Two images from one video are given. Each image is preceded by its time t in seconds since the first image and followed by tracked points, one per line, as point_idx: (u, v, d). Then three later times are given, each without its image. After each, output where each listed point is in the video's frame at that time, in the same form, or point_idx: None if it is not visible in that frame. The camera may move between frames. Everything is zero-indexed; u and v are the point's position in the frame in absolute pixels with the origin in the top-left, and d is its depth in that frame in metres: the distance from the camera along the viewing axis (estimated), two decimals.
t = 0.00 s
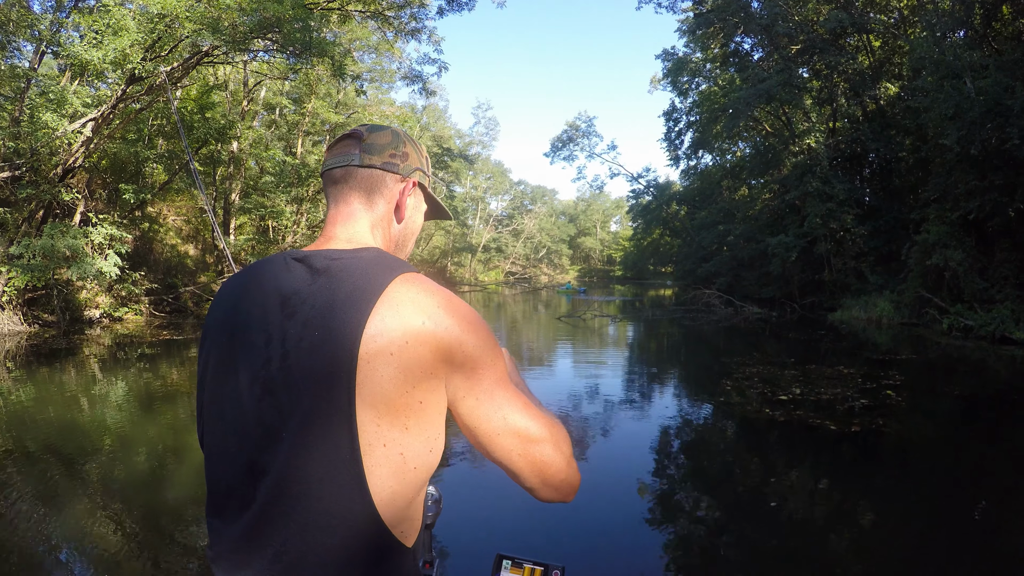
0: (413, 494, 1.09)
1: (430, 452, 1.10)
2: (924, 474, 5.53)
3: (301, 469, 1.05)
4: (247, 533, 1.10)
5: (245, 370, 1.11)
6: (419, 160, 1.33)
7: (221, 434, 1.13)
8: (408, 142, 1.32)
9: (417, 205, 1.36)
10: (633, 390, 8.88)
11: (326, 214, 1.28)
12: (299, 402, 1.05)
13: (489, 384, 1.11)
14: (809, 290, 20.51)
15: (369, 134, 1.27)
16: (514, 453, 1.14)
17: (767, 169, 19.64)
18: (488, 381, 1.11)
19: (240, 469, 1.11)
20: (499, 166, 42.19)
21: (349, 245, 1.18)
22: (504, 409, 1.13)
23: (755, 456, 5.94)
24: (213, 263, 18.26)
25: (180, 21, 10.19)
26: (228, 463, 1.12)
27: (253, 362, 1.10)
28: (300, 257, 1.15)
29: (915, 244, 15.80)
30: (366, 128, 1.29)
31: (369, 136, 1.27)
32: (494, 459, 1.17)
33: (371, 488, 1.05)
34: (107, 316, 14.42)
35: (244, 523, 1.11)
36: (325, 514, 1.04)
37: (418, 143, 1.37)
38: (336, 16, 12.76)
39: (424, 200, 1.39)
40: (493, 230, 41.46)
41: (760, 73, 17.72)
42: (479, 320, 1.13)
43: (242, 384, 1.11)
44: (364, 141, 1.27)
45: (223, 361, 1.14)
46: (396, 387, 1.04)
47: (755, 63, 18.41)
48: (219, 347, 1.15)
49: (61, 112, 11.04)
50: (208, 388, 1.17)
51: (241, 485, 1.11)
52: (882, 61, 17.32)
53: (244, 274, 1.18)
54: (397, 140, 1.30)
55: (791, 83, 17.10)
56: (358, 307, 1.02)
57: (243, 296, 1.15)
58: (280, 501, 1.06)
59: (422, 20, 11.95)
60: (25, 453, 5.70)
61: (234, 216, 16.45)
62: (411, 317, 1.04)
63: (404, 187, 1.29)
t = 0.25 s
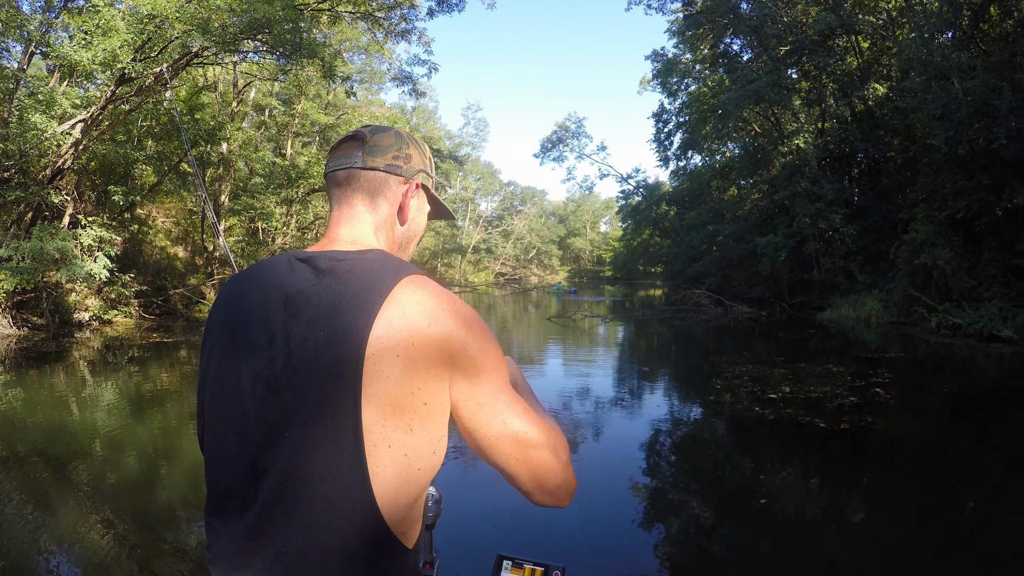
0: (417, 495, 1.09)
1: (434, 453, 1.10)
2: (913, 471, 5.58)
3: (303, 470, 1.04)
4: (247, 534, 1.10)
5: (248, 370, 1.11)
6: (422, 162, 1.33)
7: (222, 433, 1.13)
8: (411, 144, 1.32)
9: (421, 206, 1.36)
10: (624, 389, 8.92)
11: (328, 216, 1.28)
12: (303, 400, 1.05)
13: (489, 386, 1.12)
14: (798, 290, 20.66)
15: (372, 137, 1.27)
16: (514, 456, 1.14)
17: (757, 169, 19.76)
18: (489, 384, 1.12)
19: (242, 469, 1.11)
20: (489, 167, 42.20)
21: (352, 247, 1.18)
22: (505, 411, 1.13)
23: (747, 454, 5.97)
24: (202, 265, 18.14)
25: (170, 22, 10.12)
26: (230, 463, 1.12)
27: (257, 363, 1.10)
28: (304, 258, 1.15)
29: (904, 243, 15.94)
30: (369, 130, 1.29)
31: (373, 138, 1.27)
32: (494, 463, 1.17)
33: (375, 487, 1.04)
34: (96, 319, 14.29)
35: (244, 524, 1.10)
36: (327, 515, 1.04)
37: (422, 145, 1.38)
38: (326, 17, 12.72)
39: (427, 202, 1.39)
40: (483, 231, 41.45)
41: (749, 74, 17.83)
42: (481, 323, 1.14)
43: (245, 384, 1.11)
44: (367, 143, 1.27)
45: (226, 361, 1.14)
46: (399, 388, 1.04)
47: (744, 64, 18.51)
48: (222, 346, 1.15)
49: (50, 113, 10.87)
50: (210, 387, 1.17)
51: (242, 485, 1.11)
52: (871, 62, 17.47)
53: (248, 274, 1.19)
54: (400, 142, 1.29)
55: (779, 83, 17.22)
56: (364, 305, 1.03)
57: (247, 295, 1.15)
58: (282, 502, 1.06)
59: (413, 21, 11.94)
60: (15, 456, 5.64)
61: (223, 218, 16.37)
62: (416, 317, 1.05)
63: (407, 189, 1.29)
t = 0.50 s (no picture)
0: (414, 495, 1.09)
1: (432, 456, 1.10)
2: (905, 467, 5.61)
3: (300, 471, 1.05)
4: (242, 535, 1.10)
5: (244, 368, 1.11)
6: (422, 162, 1.33)
7: (217, 432, 1.13)
8: (410, 143, 1.32)
9: (420, 207, 1.36)
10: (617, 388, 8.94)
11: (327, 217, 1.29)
12: (299, 400, 1.05)
13: (486, 390, 1.11)
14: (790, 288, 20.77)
15: (370, 137, 1.27)
16: (507, 462, 1.13)
17: (748, 168, 19.84)
18: (486, 387, 1.11)
19: (235, 468, 1.11)
20: (481, 167, 42.19)
21: (350, 248, 1.18)
22: (501, 416, 1.12)
23: (739, 452, 6.01)
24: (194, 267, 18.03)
25: (161, 23, 10.07)
26: (224, 461, 1.12)
27: (253, 360, 1.10)
28: (302, 257, 1.16)
29: (894, 240, 16.06)
30: (366, 131, 1.28)
31: (372, 138, 1.27)
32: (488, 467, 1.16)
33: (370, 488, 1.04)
34: (88, 322, 14.19)
35: (240, 522, 1.10)
36: (324, 515, 1.04)
37: (421, 144, 1.37)
38: (317, 18, 12.69)
39: (426, 202, 1.39)
40: (475, 231, 41.44)
41: (740, 73, 17.92)
42: (479, 327, 1.14)
43: (242, 384, 1.11)
44: (365, 143, 1.26)
45: (222, 360, 1.14)
46: (396, 387, 1.04)
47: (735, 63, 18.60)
48: (218, 344, 1.15)
49: (41, 114, 10.75)
50: (207, 386, 1.17)
51: (234, 484, 1.11)
52: (861, 61, 17.56)
53: (247, 273, 1.19)
54: (399, 142, 1.29)
55: (770, 83, 17.31)
56: (363, 304, 1.04)
57: (246, 294, 1.15)
58: (279, 504, 1.06)
59: (404, 21, 11.91)
60: (6, 460, 5.60)
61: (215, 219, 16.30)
62: (417, 319, 1.05)
63: (406, 190, 1.29)
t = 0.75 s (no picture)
0: (410, 499, 1.08)
1: (429, 462, 1.09)
2: (895, 463, 5.66)
3: (297, 473, 1.05)
4: (236, 537, 1.10)
5: (242, 368, 1.11)
6: (422, 161, 1.33)
7: (214, 431, 1.13)
8: (411, 141, 1.31)
9: (419, 206, 1.36)
10: (608, 386, 8.97)
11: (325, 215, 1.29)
12: (297, 402, 1.05)
13: (482, 398, 1.10)
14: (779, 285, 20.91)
15: (368, 135, 1.26)
16: (499, 471, 1.12)
17: (737, 167, 19.94)
18: (483, 395, 1.10)
19: (231, 470, 1.11)
20: (471, 167, 42.14)
21: (347, 248, 1.19)
22: (497, 426, 1.11)
23: (729, 449, 6.04)
24: (183, 268, 17.88)
25: (151, 23, 9.98)
26: (220, 462, 1.12)
27: (251, 361, 1.10)
28: (300, 258, 1.16)
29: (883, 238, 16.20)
30: (365, 127, 1.28)
31: (371, 136, 1.27)
32: (479, 476, 1.15)
33: (366, 492, 1.04)
34: (78, 324, 14.06)
35: (235, 524, 1.10)
36: (320, 518, 1.04)
37: (422, 141, 1.37)
38: (306, 18, 12.63)
39: (427, 200, 1.39)
40: (466, 230, 41.39)
41: (729, 72, 18.01)
42: (479, 333, 1.13)
43: (239, 385, 1.11)
44: (364, 141, 1.26)
45: (219, 359, 1.14)
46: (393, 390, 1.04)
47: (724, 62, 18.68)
48: (215, 344, 1.15)
49: (29, 114, 10.52)
50: (204, 386, 1.16)
51: (230, 485, 1.11)
52: (850, 60, 17.67)
53: (246, 271, 1.19)
54: (399, 140, 1.29)
55: (759, 82, 17.40)
56: (362, 306, 1.04)
57: (244, 294, 1.15)
58: (277, 506, 1.06)
59: (394, 21, 11.87)
60: None
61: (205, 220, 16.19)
62: (416, 324, 1.05)
63: (405, 189, 1.29)
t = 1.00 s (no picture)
0: (410, 509, 1.09)
1: (430, 471, 1.09)
2: (884, 460, 5.71)
3: (299, 479, 1.05)
4: (234, 539, 1.10)
5: (243, 369, 1.11)
6: (433, 162, 1.33)
7: (212, 431, 1.12)
8: (423, 141, 1.32)
9: (427, 207, 1.37)
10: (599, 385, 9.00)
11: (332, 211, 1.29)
12: (299, 409, 1.05)
13: (483, 411, 1.10)
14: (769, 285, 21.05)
15: (379, 132, 1.27)
16: (492, 484, 1.14)
17: (728, 167, 20.04)
18: (485, 407, 1.11)
19: (230, 473, 1.10)
20: (461, 166, 42.10)
21: (354, 249, 1.19)
22: (496, 439, 1.12)
23: (721, 448, 6.08)
24: (173, 267, 17.75)
25: (142, 21, 9.89)
26: (218, 464, 1.11)
27: (252, 362, 1.10)
28: (304, 258, 1.16)
29: (872, 238, 16.33)
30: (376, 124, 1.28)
31: (383, 133, 1.27)
32: (472, 487, 1.16)
33: (368, 498, 1.05)
34: (68, 324, 13.99)
35: (232, 526, 1.10)
36: (320, 524, 1.05)
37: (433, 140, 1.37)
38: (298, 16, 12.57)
39: (435, 200, 1.40)
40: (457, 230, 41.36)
41: (720, 73, 18.09)
42: (484, 344, 1.13)
43: (239, 389, 1.10)
44: (375, 138, 1.26)
45: (219, 359, 1.13)
46: (397, 399, 1.04)
47: (715, 63, 18.77)
48: (216, 342, 1.14)
49: (19, 113, 10.34)
50: (201, 386, 1.15)
51: (228, 487, 1.11)
52: (841, 60, 17.76)
53: (249, 270, 1.19)
54: (412, 138, 1.29)
55: (750, 82, 17.49)
56: (368, 311, 1.04)
57: (246, 295, 1.15)
58: (278, 511, 1.07)
59: (385, 20, 11.85)
60: None
61: (195, 219, 16.10)
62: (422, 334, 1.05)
63: (415, 189, 1.30)
